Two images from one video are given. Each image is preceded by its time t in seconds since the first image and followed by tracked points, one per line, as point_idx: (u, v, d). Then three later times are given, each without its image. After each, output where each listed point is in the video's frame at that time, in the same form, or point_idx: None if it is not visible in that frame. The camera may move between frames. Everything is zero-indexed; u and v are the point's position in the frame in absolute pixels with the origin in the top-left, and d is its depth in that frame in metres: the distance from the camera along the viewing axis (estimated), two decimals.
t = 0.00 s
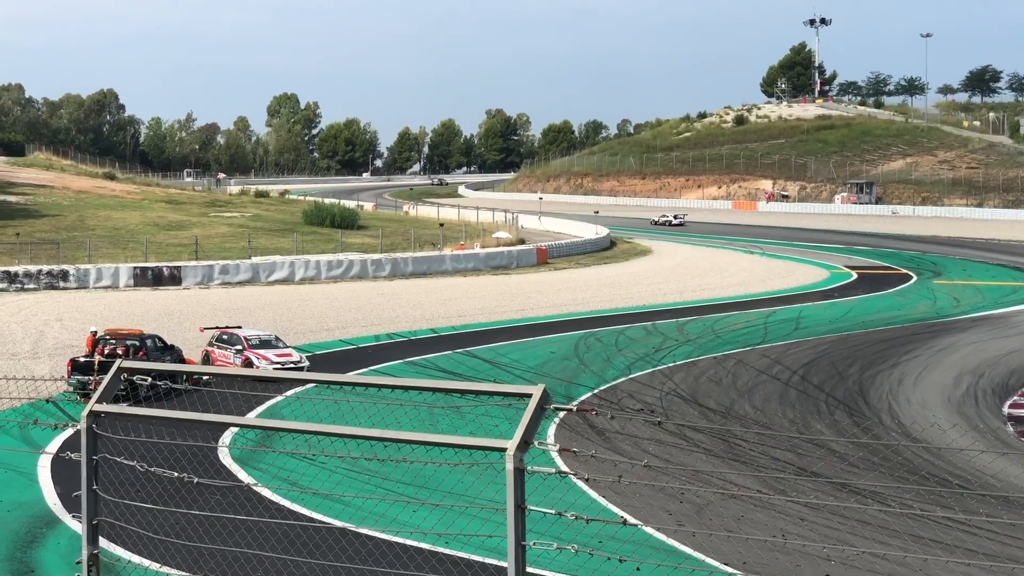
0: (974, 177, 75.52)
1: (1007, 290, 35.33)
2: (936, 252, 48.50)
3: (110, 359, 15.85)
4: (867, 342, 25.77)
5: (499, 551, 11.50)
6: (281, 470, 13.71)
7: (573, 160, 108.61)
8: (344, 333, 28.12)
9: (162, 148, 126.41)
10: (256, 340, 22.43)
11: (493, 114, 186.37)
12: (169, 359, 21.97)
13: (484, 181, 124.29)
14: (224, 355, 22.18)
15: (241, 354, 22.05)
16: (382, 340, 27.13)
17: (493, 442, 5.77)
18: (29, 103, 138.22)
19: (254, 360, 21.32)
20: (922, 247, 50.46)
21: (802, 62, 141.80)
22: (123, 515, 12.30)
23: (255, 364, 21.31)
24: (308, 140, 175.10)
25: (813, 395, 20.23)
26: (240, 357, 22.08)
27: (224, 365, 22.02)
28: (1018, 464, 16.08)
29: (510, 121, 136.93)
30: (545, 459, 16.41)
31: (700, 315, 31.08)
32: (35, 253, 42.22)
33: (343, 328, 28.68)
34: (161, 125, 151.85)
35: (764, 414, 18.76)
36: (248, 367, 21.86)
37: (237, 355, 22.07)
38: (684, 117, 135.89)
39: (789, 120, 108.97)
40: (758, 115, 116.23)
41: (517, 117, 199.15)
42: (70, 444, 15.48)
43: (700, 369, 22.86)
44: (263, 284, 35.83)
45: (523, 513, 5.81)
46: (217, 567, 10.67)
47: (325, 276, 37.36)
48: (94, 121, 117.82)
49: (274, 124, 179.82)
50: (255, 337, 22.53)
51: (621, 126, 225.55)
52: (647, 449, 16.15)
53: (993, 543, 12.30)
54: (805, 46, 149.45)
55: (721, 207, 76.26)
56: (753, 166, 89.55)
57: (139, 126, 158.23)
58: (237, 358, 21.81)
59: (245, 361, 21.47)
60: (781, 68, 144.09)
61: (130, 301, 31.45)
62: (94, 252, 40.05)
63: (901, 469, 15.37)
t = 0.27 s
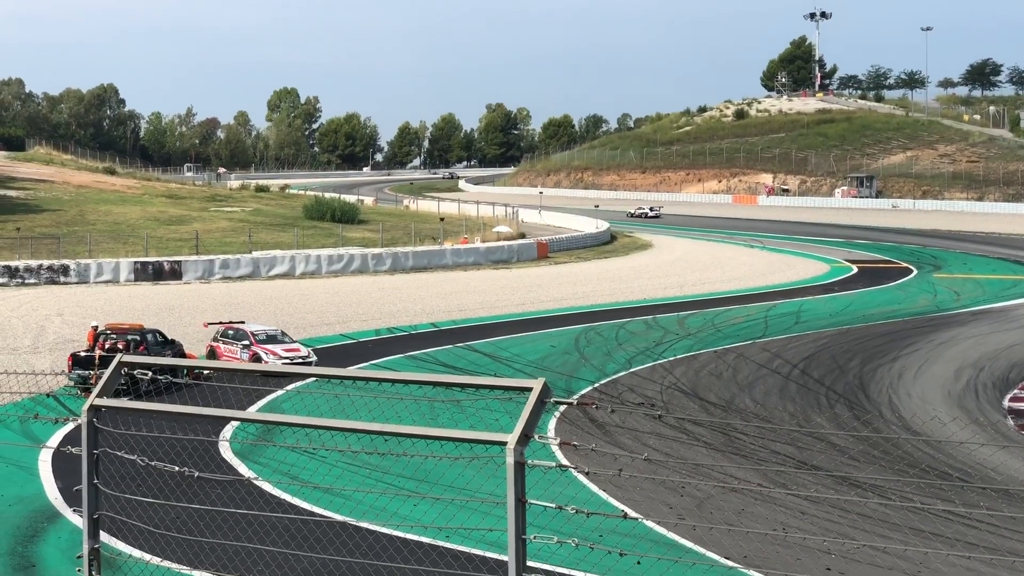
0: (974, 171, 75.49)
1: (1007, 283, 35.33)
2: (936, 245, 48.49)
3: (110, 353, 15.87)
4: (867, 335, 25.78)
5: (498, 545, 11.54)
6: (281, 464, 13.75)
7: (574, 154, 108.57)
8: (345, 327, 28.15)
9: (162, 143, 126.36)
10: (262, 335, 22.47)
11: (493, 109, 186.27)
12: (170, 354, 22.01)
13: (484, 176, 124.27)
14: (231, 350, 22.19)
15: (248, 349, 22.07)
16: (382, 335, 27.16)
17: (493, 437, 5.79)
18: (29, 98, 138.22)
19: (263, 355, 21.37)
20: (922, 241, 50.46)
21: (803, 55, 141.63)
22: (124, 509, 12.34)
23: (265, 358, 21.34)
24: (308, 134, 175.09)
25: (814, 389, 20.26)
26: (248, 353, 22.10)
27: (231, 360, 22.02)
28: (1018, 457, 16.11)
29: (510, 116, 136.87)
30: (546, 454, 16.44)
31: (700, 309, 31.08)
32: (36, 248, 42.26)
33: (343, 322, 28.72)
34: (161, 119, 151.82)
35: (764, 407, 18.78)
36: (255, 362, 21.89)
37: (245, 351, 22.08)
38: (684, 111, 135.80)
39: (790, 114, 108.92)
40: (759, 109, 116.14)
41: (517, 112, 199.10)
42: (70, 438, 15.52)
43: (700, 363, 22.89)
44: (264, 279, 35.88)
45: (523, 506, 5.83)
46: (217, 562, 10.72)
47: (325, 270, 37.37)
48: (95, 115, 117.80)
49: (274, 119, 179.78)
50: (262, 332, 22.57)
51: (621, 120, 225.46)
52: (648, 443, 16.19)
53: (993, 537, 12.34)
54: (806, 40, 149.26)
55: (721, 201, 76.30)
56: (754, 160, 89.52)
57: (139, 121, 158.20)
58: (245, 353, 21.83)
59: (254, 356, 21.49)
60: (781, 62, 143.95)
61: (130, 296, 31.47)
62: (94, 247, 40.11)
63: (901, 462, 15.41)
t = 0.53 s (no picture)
0: (972, 164, 75.49)
1: (1004, 277, 35.36)
2: (933, 239, 48.52)
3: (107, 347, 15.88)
4: (865, 329, 25.83)
5: (496, 538, 11.57)
6: (279, 458, 13.78)
7: (571, 147, 108.51)
8: (342, 321, 28.14)
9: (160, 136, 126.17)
10: (267, 329, 22.42)
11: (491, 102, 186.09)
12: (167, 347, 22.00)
13: (482, 169, 124.18)
14: (236, 344, 22.12)
15: (254, 343, 22.03)
16: (380, 328, 27.15)
17: (491, 430, 5.81)
18: (26, 91, 137.92)
19: (270, 349, 21.35)
20: (919, 234, 50.49)
21: (801, 49, 141.49)
22: (121, 503, 12.37)
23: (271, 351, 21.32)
24: (306, 128, 174.93)
25: (811, 382, 20.30)
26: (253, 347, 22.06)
27: (236, 354, 21.97)
28: (1015, 451, 16.15)
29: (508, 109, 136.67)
30: (544, 447, 16.47)
31: (697, 303, 31.10)
32: (33, 241, 42.20)
33: (341, 316, 28.72)
34: (159, 113, 151.63)
35: (762, 401, 18.80)
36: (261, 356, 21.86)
37: (250, 345, 22.03)
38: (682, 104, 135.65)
39: (787, 107, 108.80)
40: (757, 102, 116.04)
41: (515, 105, 198.83)
42: (68, 432, 15.53)
43: (698, 357, 22.91)
44: (261, 272, 35.84)
45: (522, 499, 5.84)
46: (216, 555, 10.74)
47: (323, 264, 37.33)
48: (92, 109, 117.61)
49: (272, 112, 179.53)
50: (267, 326, 22.54)
51: (619, 113, 225.25)
52: (645, 436, 16.22)
53: (991, 530, 12.37)
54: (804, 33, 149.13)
55: (718, 195, 76.26)
56: (751, 154, 89.47)
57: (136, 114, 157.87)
58: (251, 347, 21.79)
59: (261, 350, 21.46)
60: (779, 55, 143.78)
61: (127, 289, 31.44)
62: (91, 240, 40.06)
63: (899, 456, 15.45)
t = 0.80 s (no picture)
0: (963, 159, 75.70)
1: (995, 271, 35.45)
2: (925, 233, 48.65)
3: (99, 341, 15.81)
4: (857, 323, 25.88)
5: (489, 533, 11.56)
6: (271, 452, 13.75)
7: (563, 142, 108.46)
8: (333, 316, 28.10)
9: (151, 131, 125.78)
10: (270, 325, 22.30)
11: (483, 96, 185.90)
12: (159, 342, 21.94)
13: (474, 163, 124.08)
14: (238, 339, 22.00)
15: (256, 339, 21.92)
16: (372, 323, 27.11)
17: (483, 425, 5.79)
18: (16, 85, 137.37)
19: (274, 345, 21.26)
20: (911, 229, 50.62)
21: (793, 43, 141.56)
22: (113, 497, 12.33)
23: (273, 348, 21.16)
24: (298, 122, 174.60)
25: (803, 377, 20.34)
26: (254, 343, 21.93)
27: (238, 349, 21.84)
28: (1006, 445, 16.20)
29: (500, 103, 136.52)
30: (536, 441, 16.46)
31: (689, 297, 31.13)
32: (24, 235, 42.07)
33: (333, 310, 28.69)
34: (150, 107, 151.14)
35: (754, 395, 18.84)
36: (265, 351, 21.76)
37: (253, 341, 21.91)
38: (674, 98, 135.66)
39: (779, 102, 108.91)
40: (749, 97, 116.14)
41: (507, 99, 198.62)
42: (59, 426, 15.48)
43: (690, 351, 22.94)
44: (253, 267, 35.80)
45: (513, 494, 5.81)
46: (207, 549, 10.72)
47: (314, 258, 37.29)
48: (83, 103, 117.19)
49: (263, 106, 179.17)
50: (269, 321, 22.44)
51: (611, 107, 225.27)
52: (637, 430, 16.24)
53: (981, 524, 12.41)
54: (796, 28, 149.20)
55: (710, 189, 76.32)
56: (743, 148, 89.58)
57: (127, 108, 157.40)
58: (254, 343, 21.70)
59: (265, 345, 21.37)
60: (771, 50, 143.88)
61: (119, 283, 31.35)
62: (82, 235, 39.91)
63: (890, 450, 15.49)
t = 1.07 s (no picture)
0: (951, 156, 75.96)
1: (983, 268, 35.60)
2: (913, 230, 48.84)
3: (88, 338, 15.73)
4: (845, 319, 25.97)
5: (477, 529, 11.56)
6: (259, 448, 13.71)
7: (552, 138, 108.38)
8: (323, 312, 28.03)
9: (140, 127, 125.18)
10: (272, 322, 22.21)
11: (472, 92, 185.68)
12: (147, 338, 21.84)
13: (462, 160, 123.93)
14: (240, 337, 21.85)
15: (260, 336, 21.78)
16: (361, 319, 27.06)
17: (471, 421, 5.78)
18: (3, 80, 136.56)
19: (280, 343, 21.18)
20: (899, 225, 50.80)
21: (782, 40, 141.72)
22: (101, 493, 12.28)
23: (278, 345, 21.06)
24: (286, 118, 174.12)
25: (791, 373, 20.39)
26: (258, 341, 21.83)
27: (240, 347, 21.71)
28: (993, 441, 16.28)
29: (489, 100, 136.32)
30: (525, 437, 16.45)
31: (678, 294, 31.17)
32: (12, 231, 41.81)
33: (322, 306, 28.62)
34: (138, 102, 150.48)
35: (743, 391, 18.89)
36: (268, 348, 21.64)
37: (256, 338, 21.81)
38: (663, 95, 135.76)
39: (768, 99, 109.09)
40: (738, 93, 116.29)
41: (497, 95, 198.40)
42: (48, 422, 15.40)
43: (679, 347, 22.96)
44: (242, 263, 35.67)
45: (502, 490, 5.80)
46: (196, 545, 10.69)
47: (304, 254, 37.20)
48: (71, 98, 116.54)
49: (252, 101, 178.57)
50: (271, 319, 22.33)
51: (600, 104, 225.32)
52: (626, 427, 16.25)
53: (968, 520, 12.48)
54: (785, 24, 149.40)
55: (699, 185, 76.45)
56: (732, 145, 89.70)
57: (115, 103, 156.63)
58: (257, 340, 21.58)
59: (269, 343, 21.27)
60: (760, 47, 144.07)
61: (107, 279, 31.19)
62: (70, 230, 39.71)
63: (878, 446, 15.55)
